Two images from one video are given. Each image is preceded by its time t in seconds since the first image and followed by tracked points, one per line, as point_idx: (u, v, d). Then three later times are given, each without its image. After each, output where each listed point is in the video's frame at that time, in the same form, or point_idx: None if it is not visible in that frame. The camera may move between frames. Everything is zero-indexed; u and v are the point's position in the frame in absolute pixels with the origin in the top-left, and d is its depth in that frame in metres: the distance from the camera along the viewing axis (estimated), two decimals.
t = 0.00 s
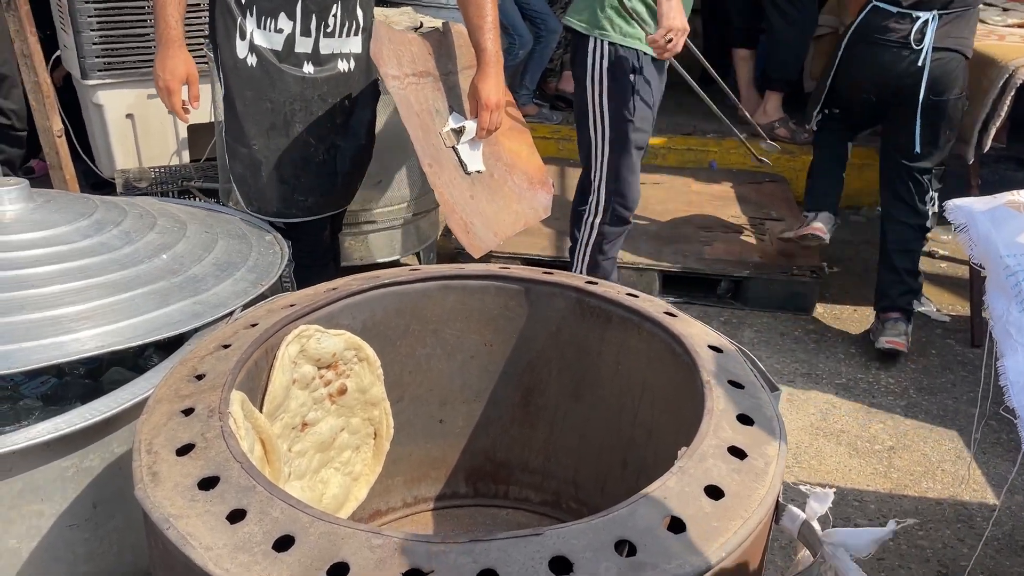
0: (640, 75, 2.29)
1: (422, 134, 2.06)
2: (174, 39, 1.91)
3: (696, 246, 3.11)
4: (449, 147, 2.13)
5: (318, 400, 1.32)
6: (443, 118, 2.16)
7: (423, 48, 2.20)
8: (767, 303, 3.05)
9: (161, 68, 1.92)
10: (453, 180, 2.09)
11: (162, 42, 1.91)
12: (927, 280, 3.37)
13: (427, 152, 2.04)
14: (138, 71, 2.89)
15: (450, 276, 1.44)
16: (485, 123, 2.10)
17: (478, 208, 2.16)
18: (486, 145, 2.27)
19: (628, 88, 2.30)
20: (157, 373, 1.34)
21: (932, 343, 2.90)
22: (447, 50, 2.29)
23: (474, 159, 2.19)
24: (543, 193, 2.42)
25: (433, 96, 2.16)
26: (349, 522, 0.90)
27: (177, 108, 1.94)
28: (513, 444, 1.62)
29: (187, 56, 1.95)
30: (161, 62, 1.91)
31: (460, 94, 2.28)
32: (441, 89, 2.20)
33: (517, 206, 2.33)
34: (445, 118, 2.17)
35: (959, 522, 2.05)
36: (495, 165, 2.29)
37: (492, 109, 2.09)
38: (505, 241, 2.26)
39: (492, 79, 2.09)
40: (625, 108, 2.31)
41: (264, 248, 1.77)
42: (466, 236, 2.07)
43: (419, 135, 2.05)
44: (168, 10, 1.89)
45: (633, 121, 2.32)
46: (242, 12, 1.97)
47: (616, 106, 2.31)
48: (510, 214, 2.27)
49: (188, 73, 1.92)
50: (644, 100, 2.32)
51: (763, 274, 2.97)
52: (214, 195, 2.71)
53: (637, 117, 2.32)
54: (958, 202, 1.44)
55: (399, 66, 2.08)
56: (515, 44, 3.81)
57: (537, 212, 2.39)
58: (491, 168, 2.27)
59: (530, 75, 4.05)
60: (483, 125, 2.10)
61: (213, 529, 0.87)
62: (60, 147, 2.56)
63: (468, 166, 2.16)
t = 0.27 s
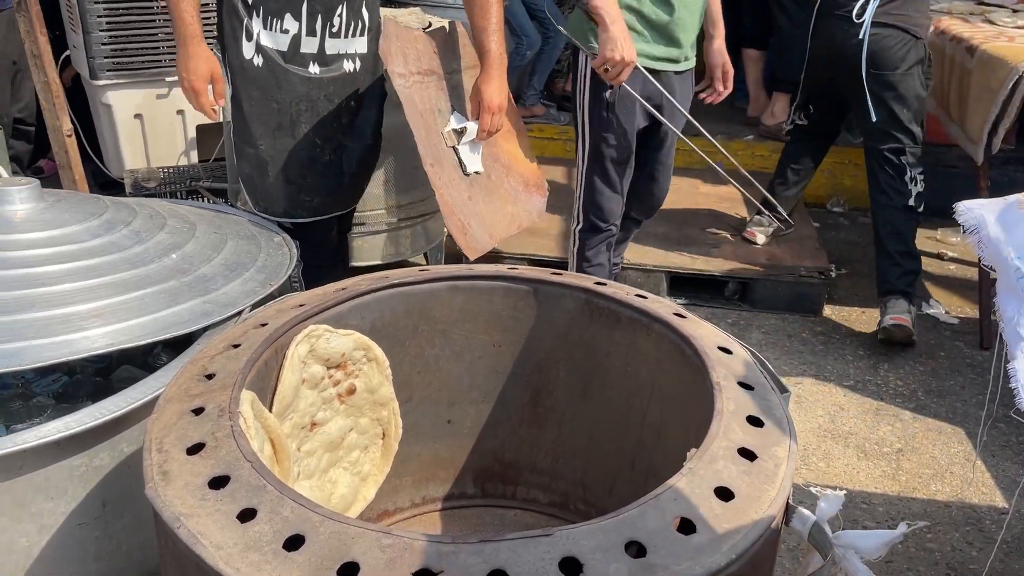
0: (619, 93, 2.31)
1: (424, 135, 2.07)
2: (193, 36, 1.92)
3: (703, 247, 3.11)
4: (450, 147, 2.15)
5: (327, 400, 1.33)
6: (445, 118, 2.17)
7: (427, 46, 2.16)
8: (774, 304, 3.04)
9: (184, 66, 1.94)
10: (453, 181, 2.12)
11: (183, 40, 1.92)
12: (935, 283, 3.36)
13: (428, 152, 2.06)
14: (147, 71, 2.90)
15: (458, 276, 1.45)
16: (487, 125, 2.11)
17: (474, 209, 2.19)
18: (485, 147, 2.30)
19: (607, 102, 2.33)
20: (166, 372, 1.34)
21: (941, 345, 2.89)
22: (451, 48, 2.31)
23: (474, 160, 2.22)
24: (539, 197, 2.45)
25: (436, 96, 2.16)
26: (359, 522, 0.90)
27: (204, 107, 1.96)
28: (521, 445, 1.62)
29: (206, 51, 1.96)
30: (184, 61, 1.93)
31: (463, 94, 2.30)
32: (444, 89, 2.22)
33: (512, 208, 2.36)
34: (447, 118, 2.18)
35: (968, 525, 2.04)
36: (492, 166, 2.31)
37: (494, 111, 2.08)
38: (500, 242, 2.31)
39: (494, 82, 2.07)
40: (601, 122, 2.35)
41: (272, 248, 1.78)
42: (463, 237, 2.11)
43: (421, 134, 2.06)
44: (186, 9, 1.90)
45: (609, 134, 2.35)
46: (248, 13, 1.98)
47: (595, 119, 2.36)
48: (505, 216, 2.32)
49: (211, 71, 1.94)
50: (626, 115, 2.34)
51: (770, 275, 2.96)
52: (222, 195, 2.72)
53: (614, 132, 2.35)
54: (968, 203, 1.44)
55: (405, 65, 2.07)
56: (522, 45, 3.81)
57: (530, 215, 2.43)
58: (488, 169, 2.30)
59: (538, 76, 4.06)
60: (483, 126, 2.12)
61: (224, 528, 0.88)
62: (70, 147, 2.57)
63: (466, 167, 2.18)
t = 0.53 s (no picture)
0: (594, 106, 2.29)
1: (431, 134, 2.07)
2: None
3: (711, 248, 3.11)
4: (456, 146, 2.14)
5: (337, 399, 1.33)
6: (453, 116, 2.16)
7: (438, 44, 2.18)
8: (782, 305, 3.04)
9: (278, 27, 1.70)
10: (459, 179, 2.13)
11: None
12: (944, 284, 3.35)
13: (435, 152, 2.05)
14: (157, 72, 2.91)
15: (468, 276, 1.45)
16: (494, 124, 2.14)
17: (480, 208, 2.18)
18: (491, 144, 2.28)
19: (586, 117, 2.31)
20: (177, 371, 1.35)
21: (950, 347, 2.88)
22: (461, 46, 2.28)
23: (480, 159, 2.20)
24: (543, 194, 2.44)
25: (444, 94, 2.15)
26: (370, 520, 0.90)
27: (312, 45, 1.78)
28: (530, 445, 1.63)
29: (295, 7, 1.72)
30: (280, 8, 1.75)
31: (471, 91, 2.26)
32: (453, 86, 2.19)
33: (517, 205, 2.35)
34: (456, 116, 2.17)
35: (978, 527, 2.03)
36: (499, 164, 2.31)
37: (502, 110, 2.12)
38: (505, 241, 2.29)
39: (501, 81, 2.10)
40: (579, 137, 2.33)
41: (282, 247, 1.78)
42: (468, 236, 2.11)
43: (428, 134, 2.06)
44: None
45: (586, 148, 2.33)
46: (258, 13, 1.99)
47: (574, 135, 2.34)
48: (510, 213, 2.31)
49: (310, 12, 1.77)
50: (603, 128, 2.31)
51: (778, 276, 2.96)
52: (231, 195, 2.73)
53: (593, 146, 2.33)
54: (978, 204, 1.44)
55: (413, 64, 2.07)
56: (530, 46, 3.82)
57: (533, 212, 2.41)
58: (493, 165, 2.29)
59: (546, 78, 4.07)
60: (489, 125, 2.14)
61: (235, 526, 0.88)
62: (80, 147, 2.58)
63: (472, 164, 2.17)
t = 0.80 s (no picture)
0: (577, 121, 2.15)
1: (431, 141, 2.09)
2: None
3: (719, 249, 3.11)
4: (456, 151, 2.14)
5: (347, 397, 1.34)
6: (454, 122, 2.17)
7: (439, 52, 2.18)
8: (790, 306, 3.03)
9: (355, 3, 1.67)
10: (461, 184, 2.14)
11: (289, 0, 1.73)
12: (953, 285, 3.34)
13: (434, 158, 2.07)
14: (168, 73, 2.93)
15: (477, 276, 1.46)
16: (495, 128, 2.16)
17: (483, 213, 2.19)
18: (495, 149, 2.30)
19: (575, 133, 2.17)
20: (188, 369, 1.37)
21: (959, 349, 2.87)
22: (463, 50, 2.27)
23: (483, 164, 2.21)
24: (548, 194, 2.45)
25: (445, 100, 2.16)
26: (380, 516, 0.91)
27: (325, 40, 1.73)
28: (538, 444, 1.63)
29: None
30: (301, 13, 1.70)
31: (471, 95, 2.27)
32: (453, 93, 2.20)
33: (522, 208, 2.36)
34: (457, 122, 2.18)
35: (986, 528, 2.02)
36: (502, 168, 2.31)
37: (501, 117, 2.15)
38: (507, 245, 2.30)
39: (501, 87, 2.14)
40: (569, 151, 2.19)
41: (292, 247, 1.79)
42: (469, 241, 2.12)
43: (429, 142, 2.08)
44: None
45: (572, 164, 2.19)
46: (274, 16, 2.00)
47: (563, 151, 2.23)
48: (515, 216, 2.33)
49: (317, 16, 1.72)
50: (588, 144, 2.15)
51: (786, 277, 2.96)
52: (241, 195, 2.75)
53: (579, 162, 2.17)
54: (988, 207, 1.43)
55: (412, 74, 2.08)
56: (538, 47, 3.83)
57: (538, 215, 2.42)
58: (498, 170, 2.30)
59: (554, 79, 4.08)
60: (490, 130, 2.15)
61: (248, 522, 0.89)
62: (91, 147, 2.60)
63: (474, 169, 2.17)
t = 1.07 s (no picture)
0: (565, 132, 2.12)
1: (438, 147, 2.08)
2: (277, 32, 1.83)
3: (726, 250, 3.11)
4: (465, 158, 2.17)
5: (355, 395, 1.35)
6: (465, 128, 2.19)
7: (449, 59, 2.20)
8: (797, 306, 3.03)
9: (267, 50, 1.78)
10: (469, 191, 2.17)
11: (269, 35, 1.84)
12: (961, 286, 3.33)
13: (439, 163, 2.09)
14: (177, 74, 2.95)
15: (483, 275, 1.47)
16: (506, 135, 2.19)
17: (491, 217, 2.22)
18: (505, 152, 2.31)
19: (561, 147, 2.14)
20: (198, 366, 1.38)
21: (966, 350, 2.86)
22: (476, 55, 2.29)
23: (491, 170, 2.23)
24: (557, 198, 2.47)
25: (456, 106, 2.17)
26: (388, 511, 0.92)
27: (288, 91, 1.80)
28: (545, 442, 1.64)
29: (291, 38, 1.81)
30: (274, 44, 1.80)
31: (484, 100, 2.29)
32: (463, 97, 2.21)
33: (529, 212, 2.38)
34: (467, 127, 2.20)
35: (993, 529, 2.02)
36: (512, 172, 2.33)
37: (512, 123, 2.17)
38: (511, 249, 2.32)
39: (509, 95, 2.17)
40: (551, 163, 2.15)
41: (300, 247, 1.81)
42: (471, 247, 2.13)
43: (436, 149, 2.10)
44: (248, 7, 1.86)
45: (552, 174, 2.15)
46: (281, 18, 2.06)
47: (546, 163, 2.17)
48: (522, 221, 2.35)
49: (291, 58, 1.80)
50: (572, 158, 2.11)
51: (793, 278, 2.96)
52: (250, 196, 2.77)
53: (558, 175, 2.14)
54: (994, 207, 1.44)
55: (423, 80, 2.10)
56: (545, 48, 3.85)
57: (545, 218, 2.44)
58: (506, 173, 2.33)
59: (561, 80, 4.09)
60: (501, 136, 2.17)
61: (256, 516, 0.90)
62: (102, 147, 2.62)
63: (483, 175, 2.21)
